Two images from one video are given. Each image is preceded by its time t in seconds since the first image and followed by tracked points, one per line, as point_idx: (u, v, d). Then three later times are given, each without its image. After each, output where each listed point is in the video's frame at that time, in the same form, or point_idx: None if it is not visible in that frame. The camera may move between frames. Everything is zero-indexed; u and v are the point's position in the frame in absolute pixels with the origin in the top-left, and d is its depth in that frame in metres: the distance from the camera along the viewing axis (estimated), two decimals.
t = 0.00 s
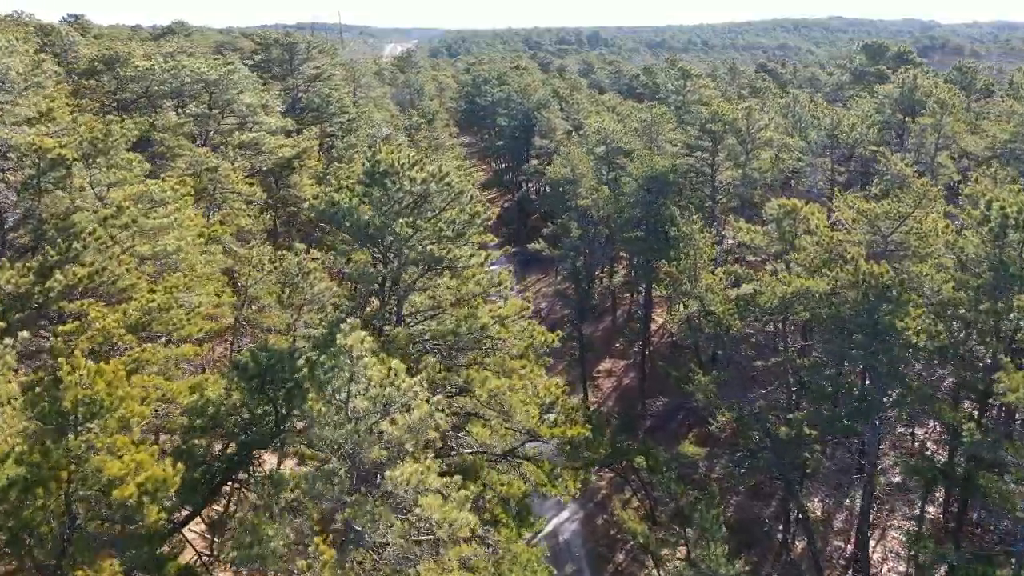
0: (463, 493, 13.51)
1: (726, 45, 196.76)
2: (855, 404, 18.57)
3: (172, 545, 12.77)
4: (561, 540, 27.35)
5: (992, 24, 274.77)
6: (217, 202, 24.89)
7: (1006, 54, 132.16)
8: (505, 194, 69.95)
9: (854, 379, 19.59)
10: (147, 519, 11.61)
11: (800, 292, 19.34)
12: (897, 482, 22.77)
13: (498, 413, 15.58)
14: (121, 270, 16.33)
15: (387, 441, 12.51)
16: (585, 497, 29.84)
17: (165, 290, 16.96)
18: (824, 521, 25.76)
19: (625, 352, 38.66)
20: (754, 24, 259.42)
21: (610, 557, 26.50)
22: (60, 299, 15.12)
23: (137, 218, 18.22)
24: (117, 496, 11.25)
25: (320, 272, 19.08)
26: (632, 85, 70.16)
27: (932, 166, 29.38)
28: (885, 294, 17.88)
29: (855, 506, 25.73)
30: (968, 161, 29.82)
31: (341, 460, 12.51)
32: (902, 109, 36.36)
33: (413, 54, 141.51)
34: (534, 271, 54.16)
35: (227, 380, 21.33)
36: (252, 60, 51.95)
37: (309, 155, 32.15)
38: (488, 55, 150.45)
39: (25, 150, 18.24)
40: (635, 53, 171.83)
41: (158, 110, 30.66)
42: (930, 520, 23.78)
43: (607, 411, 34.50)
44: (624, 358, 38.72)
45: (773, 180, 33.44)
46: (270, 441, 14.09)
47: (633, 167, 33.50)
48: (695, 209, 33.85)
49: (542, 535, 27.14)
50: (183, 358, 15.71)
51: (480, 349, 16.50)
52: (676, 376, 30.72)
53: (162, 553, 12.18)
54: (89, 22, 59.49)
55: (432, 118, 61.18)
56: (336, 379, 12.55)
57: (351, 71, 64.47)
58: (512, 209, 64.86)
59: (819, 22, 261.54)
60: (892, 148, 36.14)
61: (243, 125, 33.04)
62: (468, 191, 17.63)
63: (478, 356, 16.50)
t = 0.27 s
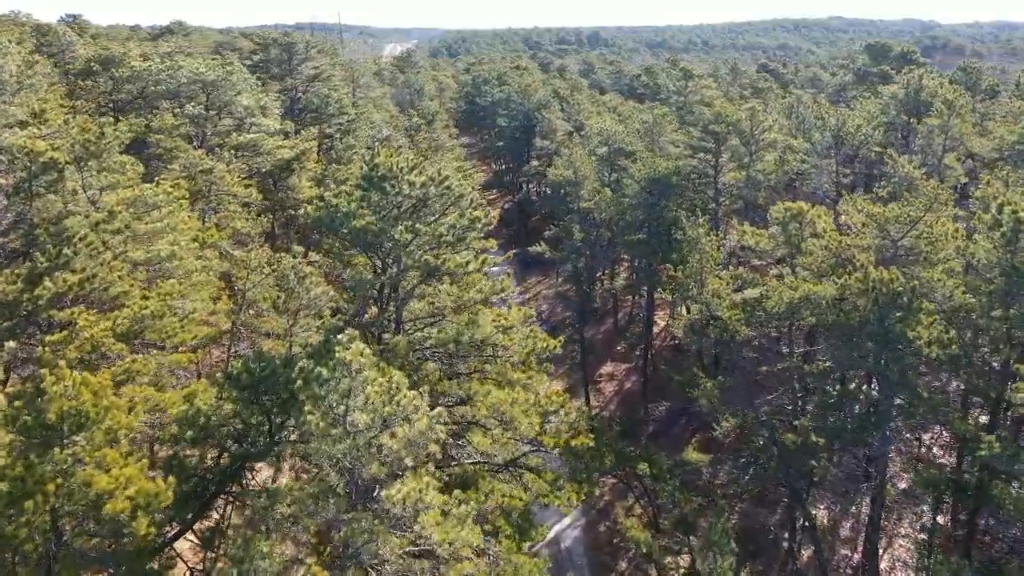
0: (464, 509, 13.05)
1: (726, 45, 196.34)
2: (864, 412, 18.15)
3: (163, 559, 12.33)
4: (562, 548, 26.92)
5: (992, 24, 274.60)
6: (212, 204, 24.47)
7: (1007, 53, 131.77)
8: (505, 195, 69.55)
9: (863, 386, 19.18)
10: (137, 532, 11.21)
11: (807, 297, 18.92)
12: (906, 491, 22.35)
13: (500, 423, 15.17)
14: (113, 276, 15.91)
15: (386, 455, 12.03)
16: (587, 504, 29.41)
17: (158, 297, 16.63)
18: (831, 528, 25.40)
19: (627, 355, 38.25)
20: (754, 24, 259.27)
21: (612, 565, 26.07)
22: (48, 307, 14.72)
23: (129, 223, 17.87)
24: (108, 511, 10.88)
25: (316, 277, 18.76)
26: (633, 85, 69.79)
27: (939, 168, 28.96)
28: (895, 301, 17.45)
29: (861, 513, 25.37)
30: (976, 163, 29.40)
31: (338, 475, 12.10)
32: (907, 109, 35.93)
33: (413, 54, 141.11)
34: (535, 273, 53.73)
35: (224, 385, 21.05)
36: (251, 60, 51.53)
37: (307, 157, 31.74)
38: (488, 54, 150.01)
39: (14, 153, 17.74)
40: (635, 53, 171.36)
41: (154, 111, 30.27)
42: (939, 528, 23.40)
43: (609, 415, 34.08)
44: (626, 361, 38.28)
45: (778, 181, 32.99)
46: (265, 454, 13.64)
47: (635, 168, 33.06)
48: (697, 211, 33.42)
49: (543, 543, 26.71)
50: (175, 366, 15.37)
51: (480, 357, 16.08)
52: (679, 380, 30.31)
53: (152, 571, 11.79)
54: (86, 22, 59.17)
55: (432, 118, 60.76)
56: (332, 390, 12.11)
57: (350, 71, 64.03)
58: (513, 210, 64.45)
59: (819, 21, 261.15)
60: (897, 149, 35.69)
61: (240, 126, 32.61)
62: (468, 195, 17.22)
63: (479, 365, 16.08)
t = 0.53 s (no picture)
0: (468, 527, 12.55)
1: (726, 45, 195.92)
2: (877, 423, 17.68)
3: None
4: (565, 556, 26.44)
5: (992, 24, 274.28)
6: (207, 208, 24.01)
7: (1009, 53, 131.37)
8: (506, 196, 69.09)
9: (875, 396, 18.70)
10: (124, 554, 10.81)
11: (815, 303, 18.39)
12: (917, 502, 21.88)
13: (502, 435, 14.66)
14: (104, 284, 15.50)
15: (387, 474, 11.53)
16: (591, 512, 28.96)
17: (152, 305, 16.22)
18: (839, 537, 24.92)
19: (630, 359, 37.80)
20: (754, 24, 258.87)
21: None
22: (36, 316, 14.39)
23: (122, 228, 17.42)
24: (95, 531, 10.48)
25: (313, 283, 18.41)
26: (635, 85, 69.39)
27: (948, 169, 28.51)
28: (909, 309, 16.96)
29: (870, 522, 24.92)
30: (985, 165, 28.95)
31: (337, 494, 11.61)
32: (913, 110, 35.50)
33: (412, 54, 140.58)
34: (535, 275, 53.28)
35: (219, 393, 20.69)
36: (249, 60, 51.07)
37: (305, 159, 31.27)
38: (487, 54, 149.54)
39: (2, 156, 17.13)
40: (635, 53, 170.88)
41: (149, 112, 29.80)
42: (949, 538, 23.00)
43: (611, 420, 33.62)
44: (628, 365, 37.81)
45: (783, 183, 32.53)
46: (260, 470, 13.15)
47: (638, 170, 32.58)
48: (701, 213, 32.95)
49: (546, 551, 26.23)
50: (168, 375, 15.18)
51: (482, 367, 15.60)
52: (683, 386, 29.82)
53: None
54: (83, 22, 58.69)
55: (432, 118, 60.29)
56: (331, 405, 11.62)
57: (349, 72, 63.56)
58: (513, 211, 64.03)
59: (819, 21, 260.71)
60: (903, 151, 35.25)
61: (238, 127, 32.18)
62: (470, 200, 16.75)
63: (481, 375, 15.61)
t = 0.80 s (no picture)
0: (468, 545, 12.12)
1: (726, 45, 195.34)
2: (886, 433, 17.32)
3: None
4: (566, 564, 25.98)
5: (992, 24, 273.95)
6: (201, 210, 23.56)
7: (1011, 53, 130.93)
8: (505, 197, 68.69)
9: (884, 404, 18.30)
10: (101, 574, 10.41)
11: (822, 308, 17.77)
12: (924, 511, 21.53)
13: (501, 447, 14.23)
14: (94, 291, 15.03)
15: (384, 491, 11.08)
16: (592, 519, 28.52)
17: (143, 311, 15.79)
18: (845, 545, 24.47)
19: (630, 361, 37.48)
20: (754, 24, 258.40)
21: None
22: (24, 324, 13.93)
23: (113, 232, 16.93)
24: (72, 551, 10.03)
25: (308, 287, 18.37)
26: (636, 85, 68.95)
27: (955, 171, 28.07)
28: (920, 316, 16.51)
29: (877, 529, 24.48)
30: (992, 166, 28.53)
31: (332, 513, 11.23)
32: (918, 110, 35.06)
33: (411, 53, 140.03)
34: (535, 276, 52.86)
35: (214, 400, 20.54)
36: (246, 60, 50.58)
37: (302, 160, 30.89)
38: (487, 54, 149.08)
39: None
40: (635, 53, 170.37)
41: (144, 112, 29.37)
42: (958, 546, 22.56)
43: (612, 425, 33.27)
44: (630, 367, 37.40)
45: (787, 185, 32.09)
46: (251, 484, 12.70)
47: (640, 171, 32.12)
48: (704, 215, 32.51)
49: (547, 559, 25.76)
50: (161, 383, 15.08)
51: (482, 377, 15.15)
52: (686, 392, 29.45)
53: None
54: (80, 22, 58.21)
55: (431, 119, 59.82)
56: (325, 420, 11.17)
57: (348, 71, 63.08)
58: (513, 212, 63.60)
59: (820, 20, 260.26)
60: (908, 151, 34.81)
61: (235, 128, 31.71)
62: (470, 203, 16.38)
63: (481, 385, 15.21)
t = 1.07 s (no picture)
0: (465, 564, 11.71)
1: (726, 45, 194.75)
2: (894, 443, 16.93)
3: None
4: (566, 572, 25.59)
5: (993, 24, 273.45)
6: (195, 213, 23.16)
7: (1013, 53, 130.49)
8: (505, 197, 68.28)
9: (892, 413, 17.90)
10: None
11: (829, 313, 17.42)
12: (932, 520, 21.12)
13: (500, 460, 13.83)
14: (82, 297, 14.58)
15: (379, 509, 10.69)
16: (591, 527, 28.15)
17: (133, 318, 15.34)
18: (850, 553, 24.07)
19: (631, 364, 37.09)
20: (755, 24, 257.97)
21: None
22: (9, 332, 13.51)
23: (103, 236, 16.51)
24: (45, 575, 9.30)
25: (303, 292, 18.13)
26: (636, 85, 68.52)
27: (961, 173, 27.66)
28: (930, 323, 16.12)
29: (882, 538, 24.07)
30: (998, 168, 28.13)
31: (325, 532, 10.84)
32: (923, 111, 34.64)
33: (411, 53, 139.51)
34: (535, 278, 52.48)
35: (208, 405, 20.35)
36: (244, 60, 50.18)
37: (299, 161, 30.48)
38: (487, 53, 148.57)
39: None
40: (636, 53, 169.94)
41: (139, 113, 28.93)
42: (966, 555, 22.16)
43: (613, 430, 32.92)
44: (631, 371, 37.00)
45: (790, 186, 31.68)
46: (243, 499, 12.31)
47: (641, 172, 31.73)
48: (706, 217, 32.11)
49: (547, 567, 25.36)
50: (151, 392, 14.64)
51: (481, 386, 14.75)
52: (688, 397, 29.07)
53: None
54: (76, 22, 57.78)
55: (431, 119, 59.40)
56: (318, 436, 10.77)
57: (347, 71, 62.68)
58: (513, 213, 63.20)
59: (820, 20, 259.89)
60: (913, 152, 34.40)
61: (232, 129, 31.25)
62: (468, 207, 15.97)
63: (479, 395, 14.81)
